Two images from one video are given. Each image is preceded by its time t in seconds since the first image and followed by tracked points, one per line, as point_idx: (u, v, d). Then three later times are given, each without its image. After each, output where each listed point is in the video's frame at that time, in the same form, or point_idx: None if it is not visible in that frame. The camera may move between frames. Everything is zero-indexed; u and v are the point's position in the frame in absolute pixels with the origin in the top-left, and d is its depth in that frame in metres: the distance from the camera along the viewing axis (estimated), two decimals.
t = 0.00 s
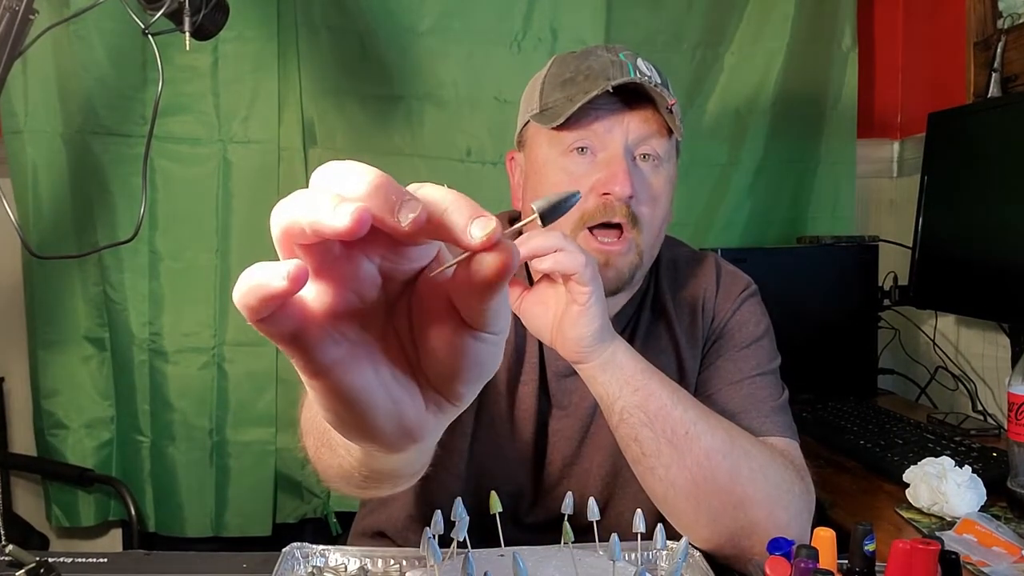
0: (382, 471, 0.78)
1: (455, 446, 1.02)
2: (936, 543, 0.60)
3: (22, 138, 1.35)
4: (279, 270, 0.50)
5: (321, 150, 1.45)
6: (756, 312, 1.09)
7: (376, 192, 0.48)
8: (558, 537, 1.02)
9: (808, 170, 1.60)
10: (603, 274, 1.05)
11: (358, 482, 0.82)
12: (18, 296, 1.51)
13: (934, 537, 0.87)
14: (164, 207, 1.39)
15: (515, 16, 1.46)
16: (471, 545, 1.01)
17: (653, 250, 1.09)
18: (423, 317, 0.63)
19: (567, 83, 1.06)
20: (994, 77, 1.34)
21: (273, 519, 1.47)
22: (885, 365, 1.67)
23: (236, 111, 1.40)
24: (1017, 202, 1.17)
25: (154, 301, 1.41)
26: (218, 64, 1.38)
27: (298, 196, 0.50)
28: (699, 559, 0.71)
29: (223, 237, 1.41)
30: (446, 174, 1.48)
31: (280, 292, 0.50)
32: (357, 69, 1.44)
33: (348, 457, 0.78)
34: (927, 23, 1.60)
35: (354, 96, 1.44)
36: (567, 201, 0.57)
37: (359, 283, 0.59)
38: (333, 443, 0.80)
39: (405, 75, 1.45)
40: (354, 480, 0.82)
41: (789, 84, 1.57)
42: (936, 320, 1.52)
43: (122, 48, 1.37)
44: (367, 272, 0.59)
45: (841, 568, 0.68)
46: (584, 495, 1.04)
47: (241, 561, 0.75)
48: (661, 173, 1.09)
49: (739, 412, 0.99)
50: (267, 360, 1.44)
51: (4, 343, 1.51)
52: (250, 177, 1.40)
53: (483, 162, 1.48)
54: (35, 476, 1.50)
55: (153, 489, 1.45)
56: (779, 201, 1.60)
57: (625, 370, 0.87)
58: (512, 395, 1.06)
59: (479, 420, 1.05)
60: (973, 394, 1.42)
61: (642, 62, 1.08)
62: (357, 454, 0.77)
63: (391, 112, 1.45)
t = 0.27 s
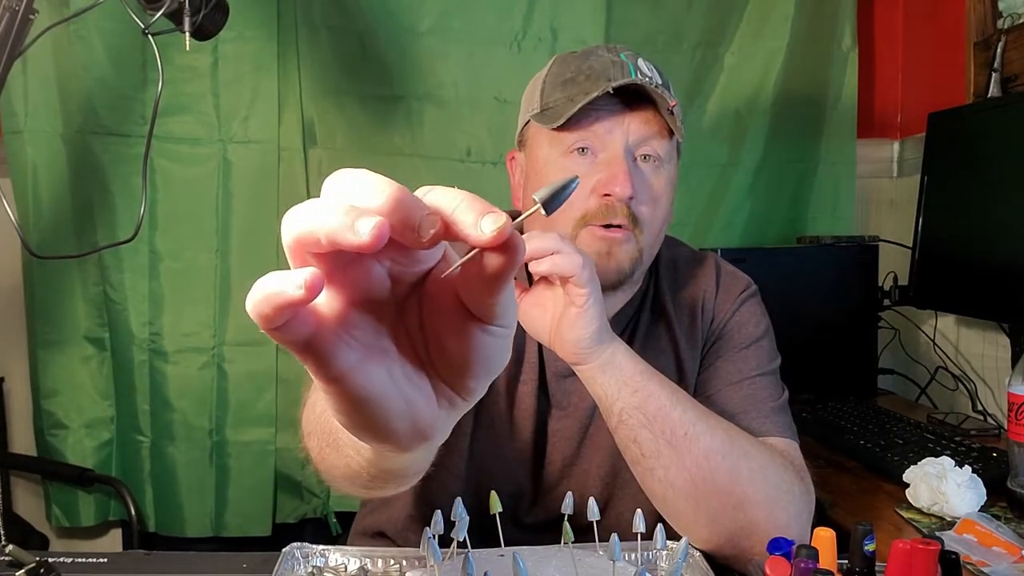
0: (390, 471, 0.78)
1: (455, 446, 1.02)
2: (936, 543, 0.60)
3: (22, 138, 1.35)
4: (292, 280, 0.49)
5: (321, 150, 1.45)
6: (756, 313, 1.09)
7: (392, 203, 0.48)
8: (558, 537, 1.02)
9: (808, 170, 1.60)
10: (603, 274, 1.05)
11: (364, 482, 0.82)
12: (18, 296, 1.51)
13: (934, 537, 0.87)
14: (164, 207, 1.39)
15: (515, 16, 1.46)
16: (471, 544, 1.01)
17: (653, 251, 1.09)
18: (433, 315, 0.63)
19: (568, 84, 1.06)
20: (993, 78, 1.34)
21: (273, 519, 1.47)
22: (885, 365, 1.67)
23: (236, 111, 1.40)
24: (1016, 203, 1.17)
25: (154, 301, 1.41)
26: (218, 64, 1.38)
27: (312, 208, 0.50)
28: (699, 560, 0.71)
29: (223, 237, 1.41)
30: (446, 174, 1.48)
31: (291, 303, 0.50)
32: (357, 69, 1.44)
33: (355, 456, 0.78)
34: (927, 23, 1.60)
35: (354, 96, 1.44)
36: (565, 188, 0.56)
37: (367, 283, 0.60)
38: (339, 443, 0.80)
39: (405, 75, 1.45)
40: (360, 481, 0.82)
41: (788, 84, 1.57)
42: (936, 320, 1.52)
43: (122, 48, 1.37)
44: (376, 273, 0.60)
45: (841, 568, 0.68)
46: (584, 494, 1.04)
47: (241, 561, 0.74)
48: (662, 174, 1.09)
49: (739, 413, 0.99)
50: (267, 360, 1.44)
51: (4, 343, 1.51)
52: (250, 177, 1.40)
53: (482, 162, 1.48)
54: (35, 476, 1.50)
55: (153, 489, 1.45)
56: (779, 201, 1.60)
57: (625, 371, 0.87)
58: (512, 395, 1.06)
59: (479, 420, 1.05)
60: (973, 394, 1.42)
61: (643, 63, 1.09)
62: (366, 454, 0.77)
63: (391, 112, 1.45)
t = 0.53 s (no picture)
0: (386, 467, 0.79)
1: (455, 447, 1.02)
2: (936, 543, 0.60)
3: (22, 138, 1.35)
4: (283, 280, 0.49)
5: (321, 150, 1.45)
6: (756, 313, 1.09)
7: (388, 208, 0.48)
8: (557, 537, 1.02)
9: (808, 170, 1.60)
10: (602, 274, 1.05)
11: (361, 479, 0.82)
12: (19, 296, 1.51)
13: (934, 537, 0.87)
14: (164, 206, 1.39)
15: (515, 16, 1.46)
16: (471, 544, 1.01)
17: (652, 251, 1.09)
18: (427, 313, 0.63)
19: (567, 83, 1.06)
20: (994, 78, 1.34)
21: (273, 519, 1.47)
22: (885, 366, 1.67)
23: (236, 111, 1.40)
24: (1016, 203, 1.17)
25: (154, 301, 1.41)
26: (218, 64, 1.38)
27: (307, 211, 0.50)
28: (699, 560, 0.71)
29: (223, 237, 1.41)
30: (446, 174, 1.48)
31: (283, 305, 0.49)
32: (357, 69, 1.44)
33: (350, 454, 0.78)
34: (927, 23, 1.60)
35: (354, 96, 1.44)
36: (555, 188, 0.57)
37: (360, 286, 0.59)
38: (334, 442, 0.80)
39: (405, 75, 1.45)
40: (357, 478, 0.82)
41: (788, 84, 1.57)
42: (936, 320, 1.52)
43: (122, 48, 1.37)
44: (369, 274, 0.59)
45: (841, 568, 0.68)
46: (584, 494, 1.04)
47: (241, 561, 0.74)
48: (661, 174, 1.08)
49: (739, 413, 0.99)
50: (267, 360, 1.44)
51: (4, 343, 1.51)
52: (250, 177, 1.40)
53: (483, 162, 1.48)
54: (35, 476, 1.50)
55: (153, 489, 1.45)
56: (779, 201, 1.60)
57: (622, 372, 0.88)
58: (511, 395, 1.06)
59: (478, 420, 1.05)
60: (973, 394, 1.42)
61: (642, 63, 1.08)
62: (362, 452, 0.77)
63: (391, 112, 1.45)
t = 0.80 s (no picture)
0: (376, 467, 0.78)
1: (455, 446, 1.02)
2: (936, 543, 0.60)
3: (22, 138, 1.35)
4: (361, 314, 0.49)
5: (321, 150, 1.45)
6: (755, 316, 1.09)
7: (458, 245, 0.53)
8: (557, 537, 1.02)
9: (808, 170, 1.60)
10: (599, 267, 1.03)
11: (344, 476, 0.80)
12: (19, 295, 1.51)
13: (934, 537, 0.87)
14: (164, 207, 1.39)
15: (515, 16, 1.46)
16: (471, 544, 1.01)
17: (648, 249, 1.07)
18: (431, 312, 0.65)
19: (566, 79, 1.07)
20: (993, 78, 1.34)
21: (272, 519, 1.47)
22: (885, 366, 1.67)
23: (236, 111, 1.40)
24: (1016, 202, 1.18)
25: (154, 301, 1.41)
26: (218, 64, 1.38)
27: (368, 255, 0.51)
28: (700, 560, 0.71)
29: (223, 237, 1.41)
30: (446, 174, 1.48)
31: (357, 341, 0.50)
32: (357, 69, 1.44)
33: (337, 455, 0.77)
34: (927, 22, 1.60)
35: (354, 96, 1.45)
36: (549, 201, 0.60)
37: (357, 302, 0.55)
38: (323, 440, 0.77)
39: (405, 75, 1.45)
40: (342, 474, 0.80)
41: (788, 84, 1.57)
42: (936, 320, 1.52)
43: (123, 48, 1.37)
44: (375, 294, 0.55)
45: (842, 568, 0.68)
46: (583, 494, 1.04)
47: (240, 561, 0.74)
48: (658, 170, 1.06)
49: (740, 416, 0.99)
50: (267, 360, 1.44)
51: (4, 343, 1.51)
52: (250, 176, 1.41)
53: (483, 162, 1.48)
54: (35, 476, 1.50)
55: (153, 489, 1.45)
56: (779, 201, 1.60)
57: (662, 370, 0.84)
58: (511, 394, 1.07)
59: (478, 420, 1.05)
60: (973, 394, 1.42)
61: (639, 60, 1.10)
62: (352, 453, 0.76)
63: (391, 112, 1.45)
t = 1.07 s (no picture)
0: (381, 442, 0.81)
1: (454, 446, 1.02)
2: (936, 543, 0.60)
3: (22, 138, 1.35)
4: (481, 332, 0.61)
5: (321, 150, 1.45)
6: (753, 317, 1.09)
7: (531, 270, 0.64)
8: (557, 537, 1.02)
9: (808, 170, 1.60)
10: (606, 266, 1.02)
11: (348, 452, 0.83)
12: (19, 295, 1.51)
13: (934, 537, 0.87)
14: (164, 206, 1.39)
15: (515, 16, 1.46)
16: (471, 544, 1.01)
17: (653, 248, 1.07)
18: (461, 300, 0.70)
19: (561, 81, 1.09)
20: (994, 77, 1.34)
21: (272, 519, 1.47)
22: (885, 366, 1.67)
23: (236, 111, 1.40)
24: (1016, 202, 1.18)
25: (154, 301, 1.41)
26: (218, 64, 1.38)
27: (450, 279, 0.63)
28: (700, 559, 0.71)
29: (223, 237, 1.41)
30: (446, 174, 1.48)
31: (475, 354, 0.62)
32: (358, 69, 1.44)
33: (349, 431, 0.80)
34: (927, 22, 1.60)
35: (354, 96, 1.45)
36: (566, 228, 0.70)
37: (438, 308, 0.63)
38: (343, 414, 0.80)
39: (405, 75, 1.45)
40: (350, 449, 0.82)
41: (788, 84, 1.57)
42: (936, 320, 1.52)
43: (123, 48, 1.37)
44: (452, 300, 0.62)
45: (842, 568, 0.68)
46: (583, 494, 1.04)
47: (240, 561, 0.74)
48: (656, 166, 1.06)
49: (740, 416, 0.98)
50: (267, 360, 1.44)
51: (4, 343, 1.51)
52: (250, 177, 1.40)
53: (483, 162, 1.48)
54: (35, 476, 1.50)
55: (153, 489, 1.45)
56: (778, 201, 1.60)
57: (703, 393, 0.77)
58: (512, 394, 1.07)
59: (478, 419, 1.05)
60: (974, 394, 1.42)
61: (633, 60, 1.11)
62: (364, 427, 0.79)
63: (391, 112, 1.45)
